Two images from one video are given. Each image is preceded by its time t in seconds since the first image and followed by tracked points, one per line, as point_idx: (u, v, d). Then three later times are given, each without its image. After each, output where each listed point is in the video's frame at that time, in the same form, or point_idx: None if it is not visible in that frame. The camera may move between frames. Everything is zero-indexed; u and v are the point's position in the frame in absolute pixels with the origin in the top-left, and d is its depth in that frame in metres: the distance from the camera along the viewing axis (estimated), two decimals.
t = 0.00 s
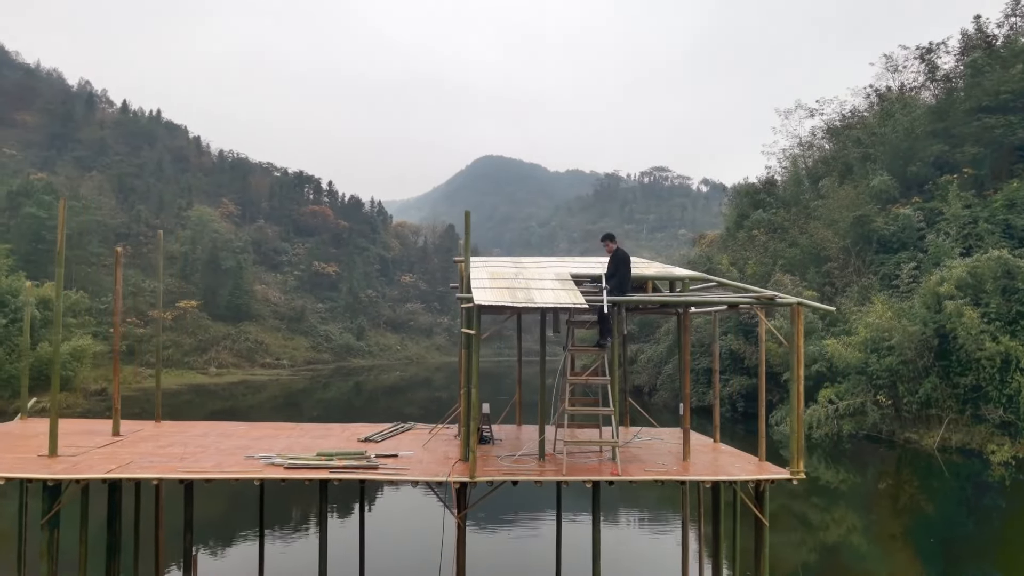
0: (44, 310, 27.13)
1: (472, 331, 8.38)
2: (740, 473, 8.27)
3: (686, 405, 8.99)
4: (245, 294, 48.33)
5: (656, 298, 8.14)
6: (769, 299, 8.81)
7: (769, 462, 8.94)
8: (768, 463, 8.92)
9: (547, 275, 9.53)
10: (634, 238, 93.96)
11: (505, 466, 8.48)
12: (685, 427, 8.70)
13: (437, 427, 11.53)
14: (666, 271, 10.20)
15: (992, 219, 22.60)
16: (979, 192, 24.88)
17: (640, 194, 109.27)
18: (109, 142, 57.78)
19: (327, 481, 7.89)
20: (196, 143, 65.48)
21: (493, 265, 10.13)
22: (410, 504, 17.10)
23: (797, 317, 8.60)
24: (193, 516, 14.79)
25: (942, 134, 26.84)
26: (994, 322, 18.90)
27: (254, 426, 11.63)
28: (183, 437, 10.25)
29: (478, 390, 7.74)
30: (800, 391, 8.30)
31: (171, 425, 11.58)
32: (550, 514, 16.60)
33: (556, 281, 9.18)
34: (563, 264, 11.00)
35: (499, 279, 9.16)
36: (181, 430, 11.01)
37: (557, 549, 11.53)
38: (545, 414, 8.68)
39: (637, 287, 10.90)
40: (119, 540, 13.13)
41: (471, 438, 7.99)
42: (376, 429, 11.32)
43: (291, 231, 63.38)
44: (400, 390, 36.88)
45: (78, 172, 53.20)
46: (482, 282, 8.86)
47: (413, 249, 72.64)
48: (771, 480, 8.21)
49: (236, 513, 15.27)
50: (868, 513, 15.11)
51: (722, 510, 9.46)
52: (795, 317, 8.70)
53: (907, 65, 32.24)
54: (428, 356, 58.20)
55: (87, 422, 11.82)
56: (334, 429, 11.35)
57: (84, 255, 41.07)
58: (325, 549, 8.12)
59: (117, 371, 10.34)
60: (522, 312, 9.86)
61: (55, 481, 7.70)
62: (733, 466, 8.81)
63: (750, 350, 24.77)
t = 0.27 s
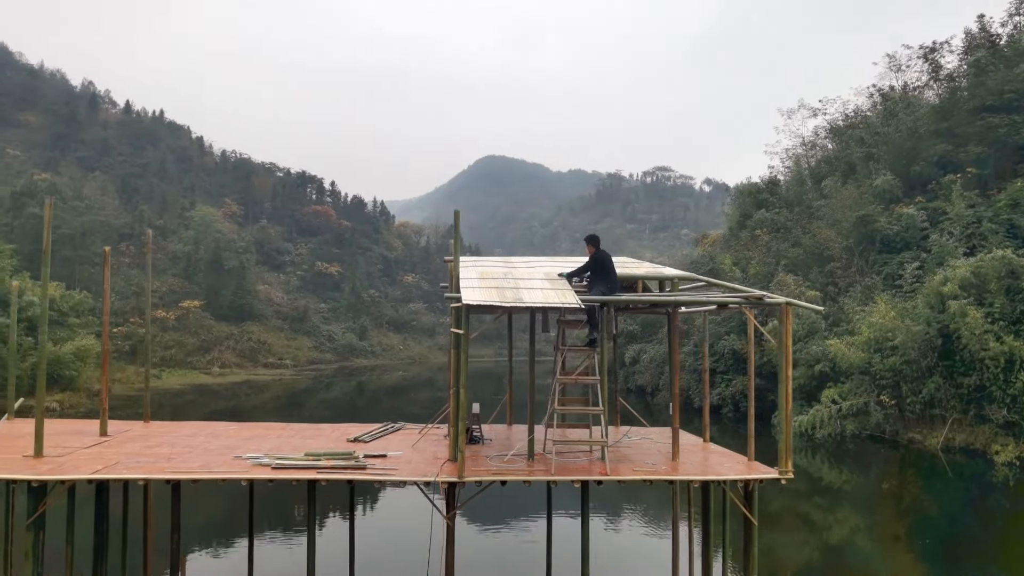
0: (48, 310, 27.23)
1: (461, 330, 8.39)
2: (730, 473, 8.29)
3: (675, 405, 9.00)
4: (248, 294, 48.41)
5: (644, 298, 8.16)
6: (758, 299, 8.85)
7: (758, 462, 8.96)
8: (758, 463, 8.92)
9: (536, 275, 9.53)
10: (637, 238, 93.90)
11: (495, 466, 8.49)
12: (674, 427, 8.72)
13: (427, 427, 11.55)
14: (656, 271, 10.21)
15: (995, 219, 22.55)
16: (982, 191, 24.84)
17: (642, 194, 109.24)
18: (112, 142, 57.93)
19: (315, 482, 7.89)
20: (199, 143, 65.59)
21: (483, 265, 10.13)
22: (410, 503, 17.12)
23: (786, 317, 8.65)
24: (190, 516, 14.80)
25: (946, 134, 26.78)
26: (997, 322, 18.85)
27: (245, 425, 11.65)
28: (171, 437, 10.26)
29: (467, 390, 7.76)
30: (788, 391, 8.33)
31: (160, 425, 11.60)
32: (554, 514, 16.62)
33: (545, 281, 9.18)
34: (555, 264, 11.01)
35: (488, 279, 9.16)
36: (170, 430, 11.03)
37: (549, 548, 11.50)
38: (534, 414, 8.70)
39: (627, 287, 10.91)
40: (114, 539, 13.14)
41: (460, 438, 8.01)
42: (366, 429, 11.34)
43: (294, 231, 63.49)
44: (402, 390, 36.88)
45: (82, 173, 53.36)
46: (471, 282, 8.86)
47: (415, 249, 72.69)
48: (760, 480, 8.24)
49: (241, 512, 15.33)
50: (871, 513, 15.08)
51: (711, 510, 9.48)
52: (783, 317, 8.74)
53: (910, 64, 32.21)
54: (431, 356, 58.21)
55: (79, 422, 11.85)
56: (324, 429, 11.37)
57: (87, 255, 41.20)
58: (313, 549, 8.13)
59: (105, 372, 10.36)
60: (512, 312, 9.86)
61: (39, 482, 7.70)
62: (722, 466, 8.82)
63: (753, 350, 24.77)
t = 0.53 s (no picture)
0: (51, 310, 27.29)
1: (454, 330, 8.41)
2: (722, 473, 8.30)
3: (668, 405, 9.00)
4: (251, 294, 48.45)
5: (637, 299, 8.19)
6: (751, 299, 8.91)
7: (752, 462, 8.97)
8: (750, 463, 8.94)
9: (529, 275, 9.53)
10: (639, 238, 93.80)
11: (488, 467, 8.50)
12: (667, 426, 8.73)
13: (420, 427, 11.58)
14: (649, 271, 10.21)
15: (999, 219, 22.50)
16: (986, 191, 24.81)
17: (644, 194, 109.18)
18: (115, 142, 57.98)
19: (306, 482, 7.88)
20: (201, 143, 65.66)
21: (476, 265, 10.12)
22: (410, 503, 17.15)
23: (778, 317, 8.70)
24: (186, 517, 14.78)
25: (949, 133, 26.73)
26: (1001, 322, 18.80)
27: (237, 426, 11.67)
28: (162, 438, 10.26)
29: (459, 389, 7.77)
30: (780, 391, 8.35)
31: (151, 425, 11.61)
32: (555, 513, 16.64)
33: (538, 281, 9.18)
34: (549, 264, 11.02)
35: (481, 279, 9.16)
36: (161, 430, 11.05)
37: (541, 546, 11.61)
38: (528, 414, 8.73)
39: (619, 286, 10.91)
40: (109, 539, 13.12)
41: (453, 438, 8.02)
42: (358, 429, 11.36)
43: (296, 231, 63.56)
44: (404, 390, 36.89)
45: (84, 173, 53.44)
46: (464, 282, 8.86)
47: (416, 249, 72.73)
48: (752, 480, 8.25)
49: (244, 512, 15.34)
50: (875, 514, 15.06)
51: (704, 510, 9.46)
52: (776, 317, 8.77)
53: (913, 64, 32.16)
54: (433, 356, 58.21)
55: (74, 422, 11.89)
56: (316, 429, 11.40)
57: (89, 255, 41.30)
58: (305, 549, 8.13)
59: (95, 373, 10.34)
60: (505, 312, 9.86)
61: (28, 483, 7.68)
62: (715, 466, 8.82)
63: (755, 350, 24.79)
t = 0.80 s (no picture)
0: (51, 311, 27.29)
1: (451, 331, 8.40)
2: (720, 473, 8.30)
3: (666, 405, 9.00)
4: (251, 294, 48.41)
5: (635, 299, 8.20)
6: (748, 299, 8.93)
7: (749, 462, 8.97)
8: (748, 463, 8.94)
9: (526, 275, 9.52)
10: (640, 238, 93.74)
11: (485, 467, 8.49)
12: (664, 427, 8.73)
13: (417, 427, 11.58)
14: (646, 271, 10.20)
15: (1000, 219, 22.47)
16: (987, 191, 24.79)
17: (645, 194, 109.13)
18: (115, 143, 57.97)
19: (303, 484, 7.87)
20: (202, 144, 65.66)
21: (472, 265, 10.10)
22: (409, 503, 17.16)
23: (775, 317, 8.72)
24: (183, 517, 14.77)
25: (950, 133, 26.70)
26: (1002, 322, 18.77)
27: (234, 426, 11.67)
28: (157, 438, 10.25)
29: (457, 390, 7.76)
30: (778, 391, 8.37)
31: (145, 426, 11.60)
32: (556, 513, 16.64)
33: (535, 281, 9.16)
34: (546, 264, 11.02)
35: (478, 279, 9.14)
36: (156, 431, 11.05)
37: (538, 547, 11.59)
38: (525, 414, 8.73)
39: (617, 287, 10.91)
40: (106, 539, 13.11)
41: (450, 438, 8.00)
42: (353, 429, 11.37)
43: (297, 231, 63.58)
44: (405, 390, 36.88)
45: (85, 173, 53.45)
46: (461, 282, 8.84)
47: (417, 248, 72.74)
48: (750, 480, 8.25)
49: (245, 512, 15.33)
50: (876, 514, 15.04)
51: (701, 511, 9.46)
52: (774, 317, 8.79)
53: (914, 64, 32.11)
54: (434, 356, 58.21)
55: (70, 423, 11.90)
56: (312, 429, 11.40)
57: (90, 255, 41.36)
58: (301, 550, 8.12)
59: (89, 374, 10.33)
60: (502, 312, 9.84)
61: (21, 485, 7.66)
62: (713, 466, 8.82)
63: (756, 350, 24.78)
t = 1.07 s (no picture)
0: (52, 311, 27.30)
1: (449, 330, 8.39)
2: (718, 473, 8.30)
3: (664, 405, 9.00)
4: (251, 294, 48.36)
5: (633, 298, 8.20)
6: (747, 298, 8.93)
7: (747, 462, 8.97)
8: (746, 463, 8.95)
9: (524, 274, 9.51)
10: (640, 238, 93.72)
11: (483, 467, 8.49)
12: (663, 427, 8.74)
13: (415, 428, 11.58)
14: (645, 271, 10.19)
15: (1000, 219, 22.46)
16: (987, 191, 24.80)
17: (645, 194, 109.12)
18: (115, 143, 57.96)
19: (300, 484, 7.86)
20: (202, 144, 65.65)
21: (470, 264, 10.09)
22: (408, 503, 17.16)
23: (774, 316, 8.71)
24: (182, 517, 14.76)
25: (950, 133, 26.71)
26: (1003, 322, 18.77)
27: (231, 427, 11.68)
28: (154, 439, 10.27)
29: (454, 390, 7.76)
30: (776, 391, 8.37)
31: (141, 426, 11.60)
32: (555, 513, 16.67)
33: (534, 281, 9.15)
34: (544, 264, 11.02)
35: (476, 279, 9.13)
36: (152, 431, 11.05)
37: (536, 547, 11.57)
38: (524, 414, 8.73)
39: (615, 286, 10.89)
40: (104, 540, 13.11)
41: (448, 439, 7.99)
42: (351, 430, 11.38)
43: (297, 232, 63.58)
44: (405, 390, 36.87)
45: (85, 173, 53.45)
46: (459, 282, 8.84)
47: (417, 248, 72.76)
48: (748, 480, 8.24)
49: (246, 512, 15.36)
50: (876, 514, 15.04)
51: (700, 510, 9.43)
52: (772, 317, 8.79)
53: (914, 64, 32.12)
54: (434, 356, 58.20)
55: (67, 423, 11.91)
56: (310, 430, 11.41)
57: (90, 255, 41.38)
58: (298, 550, 8.12)
59: (84, 375, 10.33)
60: (500, 312, 9.84)
61: (16, 486, 7.66)
62: (711, 466, 8.83)
63: (756, 350, 24.77)
